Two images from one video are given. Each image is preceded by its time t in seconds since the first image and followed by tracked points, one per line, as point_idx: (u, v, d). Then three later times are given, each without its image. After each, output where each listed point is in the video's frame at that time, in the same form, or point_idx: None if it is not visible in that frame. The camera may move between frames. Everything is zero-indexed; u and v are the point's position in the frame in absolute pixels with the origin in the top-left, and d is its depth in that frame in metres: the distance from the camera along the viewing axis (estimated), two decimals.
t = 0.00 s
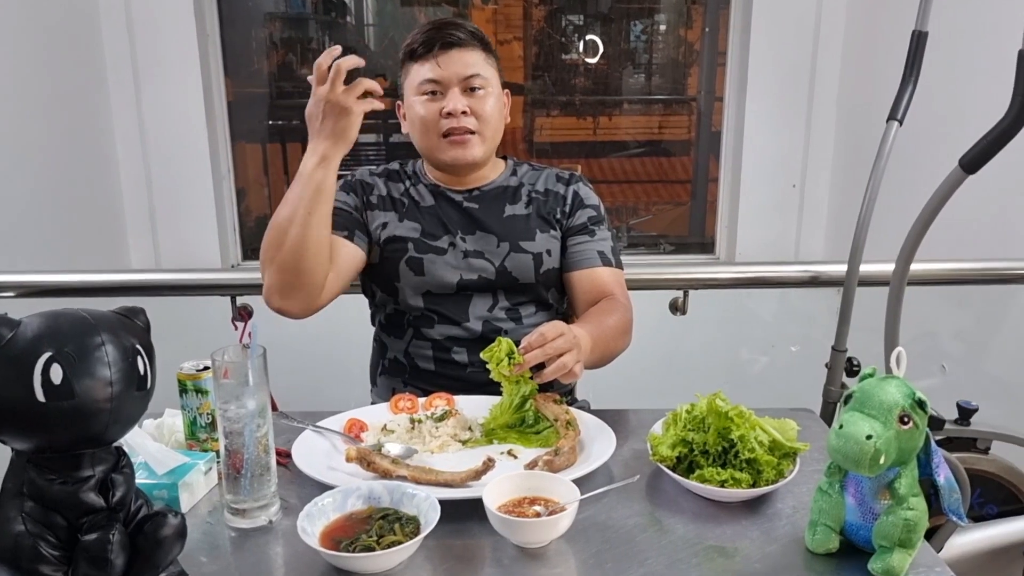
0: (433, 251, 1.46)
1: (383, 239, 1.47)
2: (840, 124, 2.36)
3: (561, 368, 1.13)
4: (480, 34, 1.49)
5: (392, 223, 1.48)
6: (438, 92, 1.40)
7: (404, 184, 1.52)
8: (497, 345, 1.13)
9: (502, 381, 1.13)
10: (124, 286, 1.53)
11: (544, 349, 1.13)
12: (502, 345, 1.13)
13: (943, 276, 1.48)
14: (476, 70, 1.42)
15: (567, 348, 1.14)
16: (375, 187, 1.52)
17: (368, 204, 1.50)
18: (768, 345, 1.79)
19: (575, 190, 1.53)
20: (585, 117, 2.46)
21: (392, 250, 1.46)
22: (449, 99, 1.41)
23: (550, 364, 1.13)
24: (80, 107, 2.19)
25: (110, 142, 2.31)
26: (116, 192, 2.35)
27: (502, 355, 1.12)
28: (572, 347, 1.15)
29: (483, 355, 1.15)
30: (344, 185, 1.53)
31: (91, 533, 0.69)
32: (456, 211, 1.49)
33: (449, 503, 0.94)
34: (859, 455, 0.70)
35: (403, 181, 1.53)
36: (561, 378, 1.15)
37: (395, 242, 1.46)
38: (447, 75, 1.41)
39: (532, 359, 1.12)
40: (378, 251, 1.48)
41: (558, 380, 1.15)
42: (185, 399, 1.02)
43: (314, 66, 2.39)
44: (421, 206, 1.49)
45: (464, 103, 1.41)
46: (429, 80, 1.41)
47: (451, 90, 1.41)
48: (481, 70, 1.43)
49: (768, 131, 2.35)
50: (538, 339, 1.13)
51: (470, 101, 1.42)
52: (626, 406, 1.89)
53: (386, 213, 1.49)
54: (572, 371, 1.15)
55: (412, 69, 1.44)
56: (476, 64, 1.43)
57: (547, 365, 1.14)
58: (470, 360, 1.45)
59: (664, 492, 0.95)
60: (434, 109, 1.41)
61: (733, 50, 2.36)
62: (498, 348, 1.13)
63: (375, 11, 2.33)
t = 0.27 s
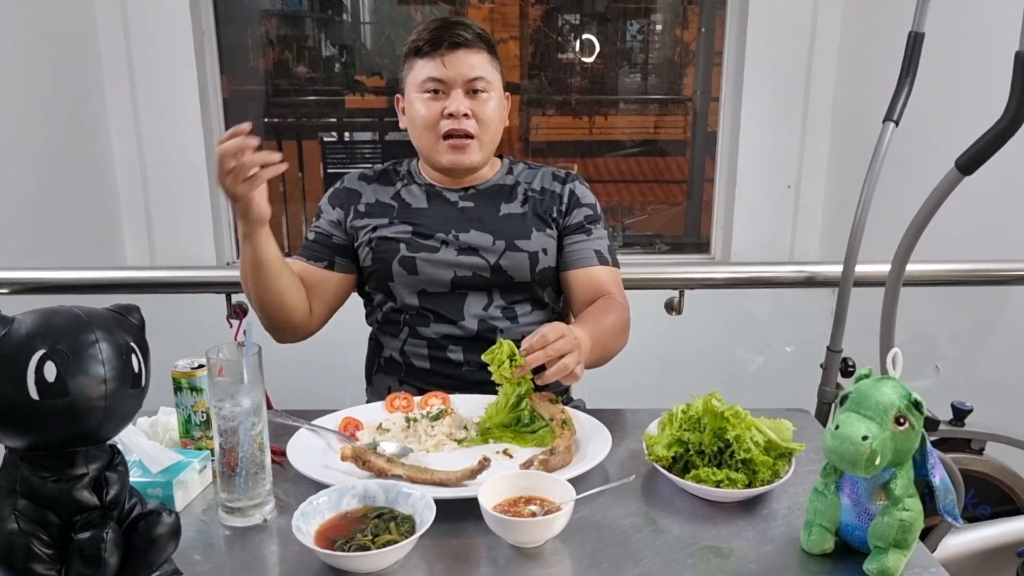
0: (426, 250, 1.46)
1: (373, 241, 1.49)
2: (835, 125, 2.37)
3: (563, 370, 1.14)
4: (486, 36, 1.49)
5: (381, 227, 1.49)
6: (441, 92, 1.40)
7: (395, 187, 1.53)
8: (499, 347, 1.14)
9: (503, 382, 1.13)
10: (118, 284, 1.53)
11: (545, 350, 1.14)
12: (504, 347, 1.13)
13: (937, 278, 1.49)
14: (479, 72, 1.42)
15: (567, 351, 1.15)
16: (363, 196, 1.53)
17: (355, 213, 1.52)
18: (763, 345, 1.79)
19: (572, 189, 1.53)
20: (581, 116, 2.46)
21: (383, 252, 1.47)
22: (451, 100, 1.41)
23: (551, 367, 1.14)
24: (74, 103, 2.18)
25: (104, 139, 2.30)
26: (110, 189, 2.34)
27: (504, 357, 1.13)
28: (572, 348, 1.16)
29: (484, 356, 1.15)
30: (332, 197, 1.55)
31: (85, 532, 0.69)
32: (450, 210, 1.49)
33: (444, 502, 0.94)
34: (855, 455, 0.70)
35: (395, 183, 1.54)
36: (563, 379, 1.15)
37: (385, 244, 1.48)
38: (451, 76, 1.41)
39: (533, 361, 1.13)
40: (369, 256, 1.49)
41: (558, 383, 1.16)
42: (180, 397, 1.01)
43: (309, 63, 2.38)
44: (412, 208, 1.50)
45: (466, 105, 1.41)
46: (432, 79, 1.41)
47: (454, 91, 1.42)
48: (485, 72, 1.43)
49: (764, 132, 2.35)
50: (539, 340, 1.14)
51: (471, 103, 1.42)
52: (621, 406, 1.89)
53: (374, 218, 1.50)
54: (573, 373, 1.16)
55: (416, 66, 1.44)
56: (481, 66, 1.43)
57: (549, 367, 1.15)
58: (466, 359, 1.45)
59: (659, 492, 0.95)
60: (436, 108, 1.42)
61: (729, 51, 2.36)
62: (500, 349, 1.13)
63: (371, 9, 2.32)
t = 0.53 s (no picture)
0: (420, 251, 1.47)
1: (368, 243, 1.50)
2: (835, 127, 2.37)
3: (561, 375, 1.12)
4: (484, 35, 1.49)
5: (376, 229, 1.50)
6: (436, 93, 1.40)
7: (390, 188, 1.54)
8: (496, 352, 1.13)
9: (501, 387, 1.12)
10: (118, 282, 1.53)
11: (542, 355, 1.12)
12: (502, 351, 1.13)
13: (936, 281, 1.49)
14: (476, 73, 1.42)
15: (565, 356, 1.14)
16: (356, 199, 1.54)
17: (350, 215, 1.53)
18: (762, 347, 1.80)
19: (568, 190, 1.53)
20: (581, 118, 2.46)
21: (377, 253, 1.49)
22: (447, 100, 1.41)
23: (549, 371, 1.13)
24: (74, 102, 2.18)
25: (104, 137, 2.30)
26: (110, 188, 2.34)
27: (501, 362, 1.13)
28: (570, 352, 1.14)
29: (483, 361, 1.15)
30: (328, 200, 1.57)
31: (85, 530, 0.69)
32: (445, 212, 1.49)
33: (443, 502, 0.94)
34: (854, 458, 0.70)
35: (389, 185, 1.55)
36: (561, 384, 1.14)
37: (379, 245, 1.49)
38: (447, 76, 1.41)
39: (531, 366, 1.11)
40: (363, 256, 1.51)
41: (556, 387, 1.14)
42: (180, 396, 1.01)
43: (310, 63, 2.38)
44: (407, 210, 1.51)
45: (461, 106, 1.41)
46: (429, 79, 1.41)
47: (450, 91, 1.42)
48: (482, 73, 1.43)
49: (764, 135, 2.35)
50: (538, 345, 1.12)
51: (467, 104, 1.42)
52: (620, 407, 1.89)
53: (367, 220, 1.51)
54: (571, 377, 1.14)
55: (414, 66, 1.44)
56: (477, 67, 1.43)
57: (547, 372, 1.14)
58: (462, 359, 1.45)
59: (658, 494, 0.95)
60: (432, 108, 1.42)
61: (729, 53, 2.36)
62: (497, 355, 1.13)
63: (372, 10, 2.32)
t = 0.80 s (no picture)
0: (419, 251, 1.47)
1: (367, 243, 1.50)
2: (835, 129, 2.37)
3: (559, 373, 1.13)
4: (459, 35, 1.44)
5: (375, 229, 1.50)
6: (401, 108, 1.41)
7: (389, 188, 1.54)
8: (494, 351, 1.13)
9: (500, 387, 1.12)
10: (117, 281, 1.52)
11: (540, 354, 1.12)
12: (499, 350, 1.13)
13: (936, 283, 1.49)
14: (437, 86, 1.40)
15: (563, 356, 1.14)
16: (356, 198, 1.54)
17: (350, 214, 1.52)
18: (762, 349, 1.80)
19: (567, 190, 1.52)
20: (581, 118, 2.46)
21: (377, 253, 1.49)
22: (411, 115, 1.42)
23: (547, 370, 1.13)
24: (74, 100, 2.18)
25: (104, 136, 2.30)
26: (109, 186, 2.34)
27: (499, 361, 1.12)
28: (567, 352, 1.15)
29: (479, 360, 1.14)
30: (327, 199, 1.56)
31: (82, 530, 0.69)
32: (444, 211, 1.49)
33: (442, 503, 0.94)
34: (854, 461, 0.70)
35: (389, 185, 1.54)
36: (559, 383, 1.15)
37: (378, 245, 1.49)
38: (408, 91, 1.41)
39: (529, 365, 1.11)
40: (363, 256, 1.50)
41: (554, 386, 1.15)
42: (179, 395, 1.01)
43: (310, 62, 2.38)
44: (406, 209, 1.50)
45: (423, 121, 1.41)
46: (394, 94, 1.42)
47: (412, 106, 1.42)
48: (445, 85, 1.41)
49: (764, 136, 2.35)
50: (535, 344, 1.13)
51: (430, 118, 1.42)
52: (619, 408, 1.89)
53: (366, 219, 1.51)
54: (569, 376, 1.15)
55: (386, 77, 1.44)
56: (440, 78, 1.40)
57: (545, 371, 1.14)
58: (461, 359, 1.44)
59: (657, 496, 0.95)
60: (399, 123, 1.43)
61: (730, 54, 2.36)
62: (495, 353, 1.12)
63: (372, 9, 2.32)
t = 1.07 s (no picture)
0: (419, 256, 1.47)
1: (367, 248, 1.50)
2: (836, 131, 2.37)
3: (558, 379, 1.14)
4: (452, 38, 1.44)
5: (375, 235, 1.50)
6: (397, 112, 1.41)
7: (388, 194, 1.54)
8: (492, 356, 1.13)
9: (499, 393, 1.12)
10: (118, 283, 1.53)
11: (539, 360, 1.12)
12: (499, 355, 1.12)
13: (936, 288, 1.49)
14: (433, 88, 1.40)
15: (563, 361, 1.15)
16: (356, 203, 1.54)
17: (349, 220, 1.53)
18: (762, 352, 1.79)
19: (566, 194, 1.53)
20: (581, 120, 2.46)
21: (377, 259, 1.49)
22: (408, 118, 1.42)
23: (546, 376, 1.14)
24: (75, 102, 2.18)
25: (105, 137, 2.30)
26: (111, 188, 2.34)
27: (498, 366, 1.12)
28: (567, 357, 1.15)
29: (478, 365, 1.14)
30: (326, 204, 1.56)
31: (81, 534, 0.69)
32: (443, 216, 1.49)
33: (441, 508, 0.94)
34: (853, 467, 0.70)
35: (388, 191, 1.55)
36: (558, 388, 1.15)
37: (379, 251, 1.49)
38: (403, 95, 1.41)
39: (528, 370, 1.11)
40: (363, 262, 1.51)
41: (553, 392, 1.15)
42: (179, 399, 1.01)
43: (311, 64, 2.38)
44: (406, 214, 1.51)
45: (420, 124, 1.42)
46: (390, 99, 1.43)
47: (409, 110, 1.42)
48: (441, 86, 1.41)
49: (764, 139, 2.36)
50: (534, 349, 1.13)
51: (427, 120, 1.42)
52: (619, 411, 1.89)
53: (366, 224, 1.51)
54: (568, 382, 1.15)
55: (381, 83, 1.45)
56: (436, 80, 1.41)
57: (544, 376, 1.15)
58: (461, 364, 1.45)
59: (656, 501, 0.95)
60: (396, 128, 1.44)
61: (731, 57, 2.36)
62: (493, 359, 1.13)
63: (373, 11, 2.33)
